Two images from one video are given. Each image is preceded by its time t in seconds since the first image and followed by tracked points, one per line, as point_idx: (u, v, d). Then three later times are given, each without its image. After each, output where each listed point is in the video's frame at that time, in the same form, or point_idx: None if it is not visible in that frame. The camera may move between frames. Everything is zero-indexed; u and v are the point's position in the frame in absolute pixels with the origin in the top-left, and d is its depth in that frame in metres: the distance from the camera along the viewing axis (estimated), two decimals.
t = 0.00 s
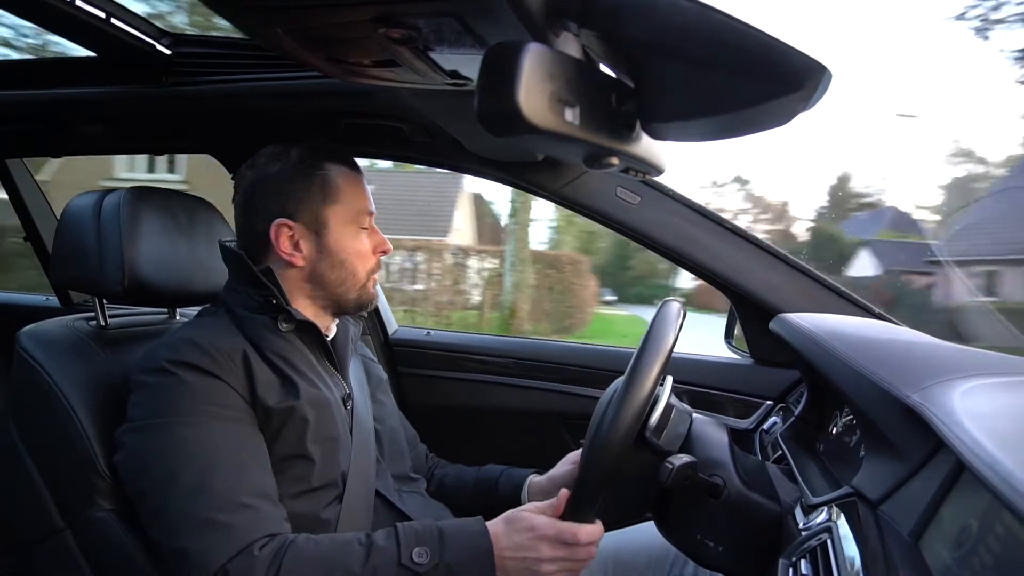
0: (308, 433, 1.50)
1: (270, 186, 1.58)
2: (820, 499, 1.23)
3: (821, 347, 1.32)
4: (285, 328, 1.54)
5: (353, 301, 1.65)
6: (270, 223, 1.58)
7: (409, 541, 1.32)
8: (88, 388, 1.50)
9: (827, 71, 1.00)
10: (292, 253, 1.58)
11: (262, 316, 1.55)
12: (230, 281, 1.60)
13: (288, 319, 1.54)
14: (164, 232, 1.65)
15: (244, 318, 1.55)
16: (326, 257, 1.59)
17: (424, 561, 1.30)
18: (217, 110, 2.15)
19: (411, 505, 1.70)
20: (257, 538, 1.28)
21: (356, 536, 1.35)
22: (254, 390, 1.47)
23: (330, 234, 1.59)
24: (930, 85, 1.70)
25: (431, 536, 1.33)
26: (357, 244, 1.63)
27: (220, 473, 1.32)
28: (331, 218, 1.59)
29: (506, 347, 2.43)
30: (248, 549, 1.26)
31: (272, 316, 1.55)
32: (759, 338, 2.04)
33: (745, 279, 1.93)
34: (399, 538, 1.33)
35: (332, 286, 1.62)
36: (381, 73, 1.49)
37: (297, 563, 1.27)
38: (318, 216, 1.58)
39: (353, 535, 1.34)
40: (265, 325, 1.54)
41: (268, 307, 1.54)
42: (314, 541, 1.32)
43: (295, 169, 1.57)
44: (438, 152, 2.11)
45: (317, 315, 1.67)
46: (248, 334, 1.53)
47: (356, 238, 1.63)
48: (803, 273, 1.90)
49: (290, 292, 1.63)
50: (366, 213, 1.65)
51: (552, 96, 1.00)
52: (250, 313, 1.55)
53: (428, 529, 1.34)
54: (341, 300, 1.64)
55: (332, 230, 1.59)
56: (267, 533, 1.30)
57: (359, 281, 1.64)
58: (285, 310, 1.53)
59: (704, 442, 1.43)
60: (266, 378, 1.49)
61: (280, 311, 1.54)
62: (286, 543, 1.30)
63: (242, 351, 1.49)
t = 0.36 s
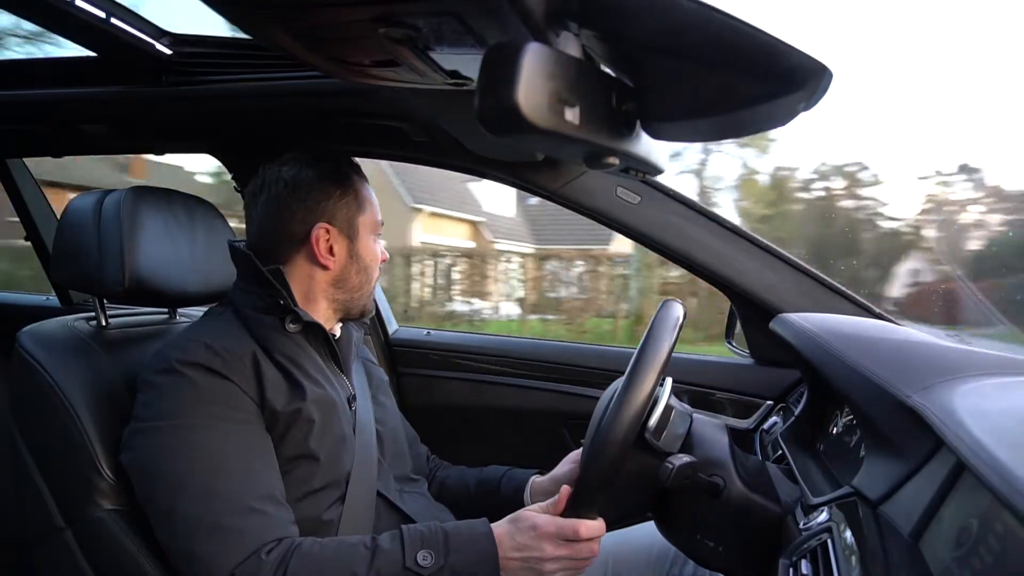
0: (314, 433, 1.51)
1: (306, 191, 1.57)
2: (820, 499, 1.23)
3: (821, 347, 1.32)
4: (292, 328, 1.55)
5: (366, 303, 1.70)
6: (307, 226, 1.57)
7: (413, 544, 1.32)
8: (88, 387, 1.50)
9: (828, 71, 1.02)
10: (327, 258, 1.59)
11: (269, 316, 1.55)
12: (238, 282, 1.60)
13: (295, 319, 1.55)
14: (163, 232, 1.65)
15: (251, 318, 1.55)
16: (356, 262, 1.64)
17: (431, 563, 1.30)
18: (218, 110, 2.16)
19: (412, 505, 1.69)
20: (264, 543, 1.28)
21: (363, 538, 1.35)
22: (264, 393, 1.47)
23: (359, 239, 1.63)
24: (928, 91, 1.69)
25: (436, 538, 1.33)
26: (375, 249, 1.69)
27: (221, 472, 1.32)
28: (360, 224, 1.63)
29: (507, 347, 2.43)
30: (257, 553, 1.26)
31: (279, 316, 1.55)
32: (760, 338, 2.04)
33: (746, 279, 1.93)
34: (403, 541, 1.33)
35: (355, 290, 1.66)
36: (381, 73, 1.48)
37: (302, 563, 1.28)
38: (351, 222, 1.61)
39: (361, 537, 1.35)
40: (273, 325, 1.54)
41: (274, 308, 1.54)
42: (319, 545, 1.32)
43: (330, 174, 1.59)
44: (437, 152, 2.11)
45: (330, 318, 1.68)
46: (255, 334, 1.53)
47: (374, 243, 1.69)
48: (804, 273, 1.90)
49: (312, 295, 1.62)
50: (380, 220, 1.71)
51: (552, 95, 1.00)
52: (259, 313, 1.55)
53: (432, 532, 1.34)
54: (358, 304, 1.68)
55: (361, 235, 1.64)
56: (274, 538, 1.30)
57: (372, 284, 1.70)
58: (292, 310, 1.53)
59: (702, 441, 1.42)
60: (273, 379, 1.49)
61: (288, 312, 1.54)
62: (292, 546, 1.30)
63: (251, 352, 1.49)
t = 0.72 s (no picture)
0: (318, 431, 1.51)
1: (314, 190, 1.57)
2: (820, 496, 1.23)
3: (820, 343, 1.32)
4: (298, 326, 1.55)
5: (372, 302, 1.70)
6: (318, 225, 1.57)
7: (412, 545, 1.32)
8: (89, 384, 1.50)
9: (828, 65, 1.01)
10: (335, 256, 1.59)
11: (273, 313, 1.54)
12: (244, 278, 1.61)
13: (302, 317, 1.55)
14: (164, 228, 1.65)
15: (259, 314, 1.55)
16: (364, 260, 1.64)
17: (429, 565, 1.30)
18: (219, 108, 2.16)
19: (413, 503, 1.70)
20: (263, 546, 1.29)
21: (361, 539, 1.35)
22: (270, 393, 1.47)
23: (369, 238, 1.64)
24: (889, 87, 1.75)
25: (433, 538, 1.33)
26: (383, 248, 1.69)
27: (222, 470, 1.32)
28: (368, 222, 1.63)
29: (508, 344, 2.43)
30: (254, 557, 1.27)
31: (285, 313, 1.55)
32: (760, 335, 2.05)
33: (747, 276, 1.93)
34: (401, 544, 1.33)
35: (362, 288, 1.66)
36: (381, 70, 1.48)
37: (299, 566, 1.27)
38: (360, 221, 1.61)
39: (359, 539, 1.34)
40: (279, 322, 1.54)
41: (280, 305, 1.54)
42: (317, 548, 1.32)
43: (340, 174, 1.59)
44: (437, 149, 2.12)
45: (336, 317, 1.67)
46: (262, 331, 1.53)
47: (383, 242, 1.69)
48: (805, 270, 1.91)
49: (319, 294, 1.62)
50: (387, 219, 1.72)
51: (552, 92, 1.00)
52: (265, 309, 1.55)
53: (431, 533, 1.34)
54: (365, 302, 1.68)
55: (371, 234, 1.64)
56: (272, 541, 1.30)
57: (379, 283, 1.70)
58: (298, 307, 1.53)
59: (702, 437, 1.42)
60: (279, 377, 1.48)
61: (292, 309, 1.54)
62: (289, 550, 1.30)
63: (259, 352, 1.49)
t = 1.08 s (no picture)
0: (317, 435, 1.51)
1: (307, 190, 1.57)
2: (820, 500, 1.23)
3: (821, 347, 1.32)
4: (296, 330, 1.55)
5: (366, 302, 1.70)
6: (307, 225, 1.57)
7: (410, 551, 1.32)
8: (88, 388, 1.50)
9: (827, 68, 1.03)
10: (326, 257, 1.59)
11: (270, 318, 1.54)
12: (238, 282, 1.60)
13: (298, 321, 1.54)
14: (164, 232, 1.64)
15: (251, 319, 1.54)
16: (357, 261, 1.63)
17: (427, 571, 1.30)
18: (220, 112, 2.16)
19: (412, 507, 1.69)
20: (260, 554, 1.29)
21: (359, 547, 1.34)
22: (268, 399, 1.46)
23: (361, 238, 1.63)
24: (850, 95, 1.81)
25: (432, 543, 1.33)
26: (377, 248, 1.69)
27: (221, 476, 1.32)
28: (360, 223, 1.63)
29: (509, 348, 2.42)
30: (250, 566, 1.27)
31: (281, 318, 1.54)
32: (761, 340, 2.04)
33: (747, 280, 1.94)
34: (400, 550, 1.32)
35: (355, 289, 1.65)
36: (381, 73, 1.48)
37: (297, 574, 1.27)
38: (351, 222, 1.61)
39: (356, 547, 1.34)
40: (276, 326, 1.54)
41: (275, 310, 1.54)
42: (315, 555, 1.31)
43: (332, 174, 1.59)
44: (437, 152, 2.12)
45: (331, 318, 1.67)
46: (256, 337, 1.52)
47: (377, 243, 1.68)
48: (805, 274, 1.92)
49: (311, 295, 1.62)
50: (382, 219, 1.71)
51: (551, 97, 0.99)
52: (259, 314, 1.55)
53: (430, 539, 1.34)
54: (358, 303, 1.67)
55: (363, 234, 1.64)
56: (270, 549, 1.30)
57: (373, 284, 1.69)
58: (294, 311, 1.53)
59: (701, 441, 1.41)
60: (275, 383, 1.48)
61: (288, 313, 1.54)
62: (286, 557, 1.30)
63: (254, 357, 1.49)
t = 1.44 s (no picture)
0: (316, 437, 1.51)
1: (300, 191, 1.57)
2: (820, 501, 1.24)
3: (821, 348, 1.32)
4: (293, 331, 1.55)
5: (361, 304, 1.69)
6: (298, 227, 1.57)
7: (410, 553, 1.32)
8: (87, 390, 1.50)
9: (827, 72, 1.04)
10: (316, 258, 1.59)
11: (266, 320, 1.54)
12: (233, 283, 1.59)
13: (295, 323, 1.54)
14: (164, 233, 1.64)
15: (249, 321, 1.54)
16: (349, 262, 1.63)
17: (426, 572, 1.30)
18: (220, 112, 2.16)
19: (412, 509, 1.69)
20: (258, 557, 1.29)
21: (358, 550, 1.34)
22: (266, 400, 1.46)
23: (354, 240, 1.63)
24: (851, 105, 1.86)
25: (430, 545, 1.33)
26: (372, 251, 1.68)
27: (221, 479, 1.32)
28: (354, 225, 1.63)
29: (509, 350, 2.42)
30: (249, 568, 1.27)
31: (277, 320, 1.54)
32: (760, 341, 2.05)
33: (747, 281, 1.95)
34: (400, 553, 1.32)
35: (348, 291, 1.65)
36: (382, 74, 1.48)
37: None
38: (343, 224, 1.61)
39: (356, 550, 1.34)
40: (272, 329, 1.53)
41: (270, 312, 1.54)
42: (315, 558, 1.31)
43: (326, 175, 1.59)
44: (437, 153, 2.12)
45: (325, 319, 1.67)
46: (254, 339, 1.52)
47: (371, 245, 1.68)
48: (805, 274, 1.93)
49: (303, 296, 1.62)
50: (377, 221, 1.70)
51: (551, 99, 0.99)
52: (255, 316, 1.54)
53: (429, 540, 1.34)
54: (352, 305, 1.67)
55: (355, 236, 1.63)
56: (268, 552, 1.30)
57: (367, 286, 1.69)
58: (291, 313, 1.53)
59: (702, 443, 1.41)
60: (272, 386, 1.48)
61: (284, 315, 1.54)
62: (285, 560, 1.30)
63: (250, 359, 1.48)
